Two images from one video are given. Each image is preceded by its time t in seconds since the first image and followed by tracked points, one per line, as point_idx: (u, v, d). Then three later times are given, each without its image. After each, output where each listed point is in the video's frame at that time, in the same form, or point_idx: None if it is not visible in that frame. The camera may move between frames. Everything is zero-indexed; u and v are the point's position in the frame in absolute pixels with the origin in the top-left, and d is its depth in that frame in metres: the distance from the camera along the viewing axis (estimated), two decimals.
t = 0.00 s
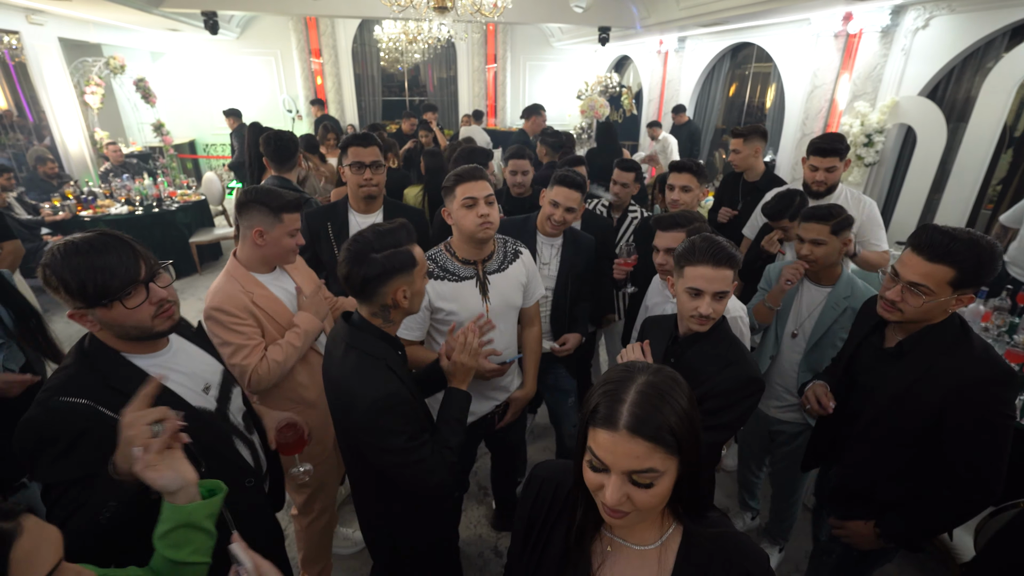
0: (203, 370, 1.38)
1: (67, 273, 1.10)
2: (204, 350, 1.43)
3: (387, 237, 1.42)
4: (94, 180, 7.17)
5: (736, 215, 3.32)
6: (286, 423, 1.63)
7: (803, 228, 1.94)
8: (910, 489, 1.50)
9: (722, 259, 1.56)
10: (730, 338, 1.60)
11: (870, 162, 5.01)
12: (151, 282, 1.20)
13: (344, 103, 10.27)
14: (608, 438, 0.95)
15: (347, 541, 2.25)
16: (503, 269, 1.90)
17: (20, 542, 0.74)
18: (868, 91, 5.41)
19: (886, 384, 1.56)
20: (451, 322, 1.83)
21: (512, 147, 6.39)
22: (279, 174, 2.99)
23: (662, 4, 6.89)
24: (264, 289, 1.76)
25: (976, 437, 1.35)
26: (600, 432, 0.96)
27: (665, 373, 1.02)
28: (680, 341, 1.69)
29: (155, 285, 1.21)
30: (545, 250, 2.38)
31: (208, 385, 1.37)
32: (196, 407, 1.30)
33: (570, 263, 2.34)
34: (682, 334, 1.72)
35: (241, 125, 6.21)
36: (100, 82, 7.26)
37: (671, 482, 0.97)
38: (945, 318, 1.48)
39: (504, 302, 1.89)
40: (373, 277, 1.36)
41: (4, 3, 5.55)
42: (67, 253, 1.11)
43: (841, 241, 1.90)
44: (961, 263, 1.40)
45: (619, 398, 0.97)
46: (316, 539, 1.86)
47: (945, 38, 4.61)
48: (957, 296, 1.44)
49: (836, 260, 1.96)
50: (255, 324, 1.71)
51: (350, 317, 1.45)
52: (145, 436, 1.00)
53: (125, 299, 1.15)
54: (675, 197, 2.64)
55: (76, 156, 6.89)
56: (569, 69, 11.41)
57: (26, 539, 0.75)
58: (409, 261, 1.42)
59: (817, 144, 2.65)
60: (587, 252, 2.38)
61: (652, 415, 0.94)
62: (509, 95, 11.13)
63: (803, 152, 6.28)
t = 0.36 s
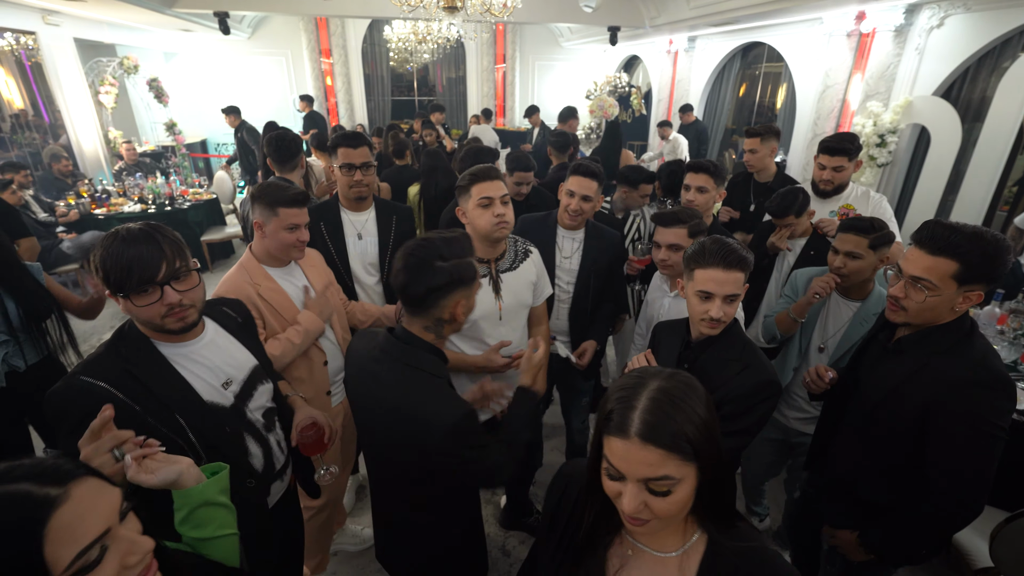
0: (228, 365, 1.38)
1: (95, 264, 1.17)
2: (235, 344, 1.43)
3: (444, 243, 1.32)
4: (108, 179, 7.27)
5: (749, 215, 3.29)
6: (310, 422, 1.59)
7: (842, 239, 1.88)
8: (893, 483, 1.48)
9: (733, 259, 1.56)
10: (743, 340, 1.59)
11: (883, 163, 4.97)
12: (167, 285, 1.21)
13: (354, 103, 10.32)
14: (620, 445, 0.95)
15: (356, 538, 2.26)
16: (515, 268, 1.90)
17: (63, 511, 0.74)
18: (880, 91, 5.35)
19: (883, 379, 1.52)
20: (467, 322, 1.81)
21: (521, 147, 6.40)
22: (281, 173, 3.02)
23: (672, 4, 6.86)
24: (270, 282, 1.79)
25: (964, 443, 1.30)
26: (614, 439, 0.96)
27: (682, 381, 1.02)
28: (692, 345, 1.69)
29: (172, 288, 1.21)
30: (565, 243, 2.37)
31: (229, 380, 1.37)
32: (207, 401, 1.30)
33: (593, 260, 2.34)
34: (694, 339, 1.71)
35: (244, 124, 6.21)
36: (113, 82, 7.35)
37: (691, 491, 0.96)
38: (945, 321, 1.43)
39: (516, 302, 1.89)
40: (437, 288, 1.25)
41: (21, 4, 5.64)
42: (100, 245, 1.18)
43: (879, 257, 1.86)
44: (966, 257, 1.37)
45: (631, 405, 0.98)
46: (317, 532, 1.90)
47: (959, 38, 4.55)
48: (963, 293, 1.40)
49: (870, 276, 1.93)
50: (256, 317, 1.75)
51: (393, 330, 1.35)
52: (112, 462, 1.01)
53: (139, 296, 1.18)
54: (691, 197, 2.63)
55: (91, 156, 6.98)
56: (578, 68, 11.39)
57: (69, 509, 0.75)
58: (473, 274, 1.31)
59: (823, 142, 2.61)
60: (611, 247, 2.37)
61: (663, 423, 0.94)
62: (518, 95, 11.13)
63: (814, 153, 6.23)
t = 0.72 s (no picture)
0: (252, 360, 1.41)
1: (136, 253, 1.19)
2: (259, 339, 1.46)
3: (512, 258, 1.31)
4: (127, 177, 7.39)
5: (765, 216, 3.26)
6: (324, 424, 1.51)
7: (839, 236, 1.90)
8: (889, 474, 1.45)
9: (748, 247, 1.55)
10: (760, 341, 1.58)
11: (903, 164, 4.90)
12: (207, 276, 1.24)
13: (367, 102, 10.39)
14: (696, 447, 0.91)
15: (369, 535, 2.27)
16: (549, 260, 1.91)
17: (138, 474, 0.74)
18: (901, 90, 5.27)
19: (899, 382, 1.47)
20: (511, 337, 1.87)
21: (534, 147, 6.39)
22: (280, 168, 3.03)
23: (687, 3, 6.82)
24: (285, 276, 1.81)
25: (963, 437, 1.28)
26: (689, 440, 0.93)
27: (775, 392, 0.97)
28: (702, 341, 1.68)
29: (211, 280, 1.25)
30: (596, 241, 2.37)
31: (252, 374, 1.40)
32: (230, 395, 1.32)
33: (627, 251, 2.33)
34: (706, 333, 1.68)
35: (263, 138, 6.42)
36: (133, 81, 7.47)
37: (770, 513, 0.88)
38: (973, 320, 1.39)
39: (549, 294, 1.90)
40: (502, 305, 1.24)
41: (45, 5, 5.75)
42: (140, 235, 1.19)
43: (877, 253, 1.85)
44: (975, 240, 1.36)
45: (713, 410, 0.95)
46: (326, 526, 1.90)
47: (983, 36, 4.47)
48: (976, 279, 1.38)
49: (872, 272, 1.91)
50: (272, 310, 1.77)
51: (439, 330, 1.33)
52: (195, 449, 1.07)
53: (180, 287, 1.21)
54: (703, 196, 2.62)
55: (111, 154, 7.11)
56: (592, 68, 11.36)
57: (143, 473, 0.75)
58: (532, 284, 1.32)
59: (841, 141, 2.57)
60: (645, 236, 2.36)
61: (747, 432, 0.89)
62: (531, 95, 11.13)
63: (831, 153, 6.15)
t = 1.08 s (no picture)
0: (265, 368, 1.41)
1: (153, 259, 1.16)
2: (271, 345, 1.46)
3: (528, 240, 1.35)
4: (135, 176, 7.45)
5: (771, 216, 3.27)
6: (336, 429, 1.56)
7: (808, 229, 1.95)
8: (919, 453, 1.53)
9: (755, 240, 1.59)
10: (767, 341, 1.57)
11: (910, 164, 4.87)
12: (226, 279, 1.23)
13: (373, 102, 10.42)
14: (762, 457, 0.92)
15: (377, 530, 2.28)
16: (557, 259, 1.93)
17: (200, 448, 0.81)
18: (908, 90, 5.25)
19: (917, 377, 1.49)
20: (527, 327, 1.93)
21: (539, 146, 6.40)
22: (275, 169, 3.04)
23: (693, 3, 6.81)
24: (279, 282, 1.80)
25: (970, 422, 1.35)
26: (757, 449, 0.94)
27: (868, 424, 0.91)
28: (705, 338, 1.68)
29: (230, 283, 1.24)
30: (610, 238, 2.38)
31: (265, 382, 1.40)
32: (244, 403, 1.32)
33: (641, 248, 2.35)
34: (710, 330, 1.69)
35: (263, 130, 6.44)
36: (141, 81, 7.52)
37: (828, 538, 0.86)
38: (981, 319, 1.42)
39: (553, 292, 1.91)
40: (518, 286, 1.27)
41: (55, 5, 5.80)
42: (158, 239, 1.17)
43: (847, 241, 1.88)
44: (967, 227, 1.47)
45: (789, 424, 0.94)
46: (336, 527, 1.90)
47: (992, 36, 4.45)
48: (966, 264, 1.49)
49: (847, 260, 1.93)
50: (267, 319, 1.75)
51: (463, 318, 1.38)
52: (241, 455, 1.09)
53: (199, 291, 1.19)
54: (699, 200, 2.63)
55: (119, 153, 7.16)
56: (596, 68, 11.36)
57: (205, 448, 0.81)
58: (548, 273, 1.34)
59: (843, 139, 2.57)
60: (659, 235, 2.37)
61: (816, 460, 0.86)
62: (535, 95, 11.14)
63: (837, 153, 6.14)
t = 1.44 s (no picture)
0: (266, 386, 1.35)
1: (143, 279, 1.08)
2: (268, 361, 1.41)
3: (527, 229, 1.38)
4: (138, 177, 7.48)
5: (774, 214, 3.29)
6: (350, 438, 1.56)
7: (815, 226, 1.98)
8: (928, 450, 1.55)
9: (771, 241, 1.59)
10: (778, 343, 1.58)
11: (911, 164, 4.88)
12: (225, 296, 1.17)
13: (375, 103, 10.46)
14: (788, 427, 0.94)
15: (384, 527, 2.31)
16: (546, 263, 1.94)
17: (238, 475, 0.75)
18: (910, 91, 5.27)
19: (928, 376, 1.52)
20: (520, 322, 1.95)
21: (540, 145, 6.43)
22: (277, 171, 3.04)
23: (695, 4, 6.83)
24: (262, 289, 1.77)
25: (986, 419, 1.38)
26: (784, 421, 0.96)
27: (902, 412, 0.91)
28: (718, 338, 1.69)
29: (229, 299, 1.17)
30: (615, 238, 2.41)
31: (269, 403, 1.35)
32: (253, 425, 1.26)
33: (643, 249, 2.37)
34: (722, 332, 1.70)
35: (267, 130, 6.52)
36: (146, 82, 7.56)
37: (843, 513, 0.87)
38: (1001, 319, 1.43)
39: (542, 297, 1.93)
40: (522, 270, 1.30)
41: (59, 7, 5.83)
42: (145, 257, 1.08)
43: (854, 236, 1.90)
44: (965, 223, 1.50)
45: (819, 400, 0.95)
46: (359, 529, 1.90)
47: (994, 37, 4.47)
48: (965, 261, 1.52)
49: (854, 258, 1.96)
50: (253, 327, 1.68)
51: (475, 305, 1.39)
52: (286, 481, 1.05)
53: (196, 310, 1.12)
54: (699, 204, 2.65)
55: (123, 154, 7.20)
56: (598, 69, 11.38)
57: (243, 474, 0.76)
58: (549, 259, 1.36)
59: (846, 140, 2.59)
60: (661, 238, 2.40)
61: (844, 438, 0.87)
62: (537, 95, 11.16)
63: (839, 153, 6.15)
